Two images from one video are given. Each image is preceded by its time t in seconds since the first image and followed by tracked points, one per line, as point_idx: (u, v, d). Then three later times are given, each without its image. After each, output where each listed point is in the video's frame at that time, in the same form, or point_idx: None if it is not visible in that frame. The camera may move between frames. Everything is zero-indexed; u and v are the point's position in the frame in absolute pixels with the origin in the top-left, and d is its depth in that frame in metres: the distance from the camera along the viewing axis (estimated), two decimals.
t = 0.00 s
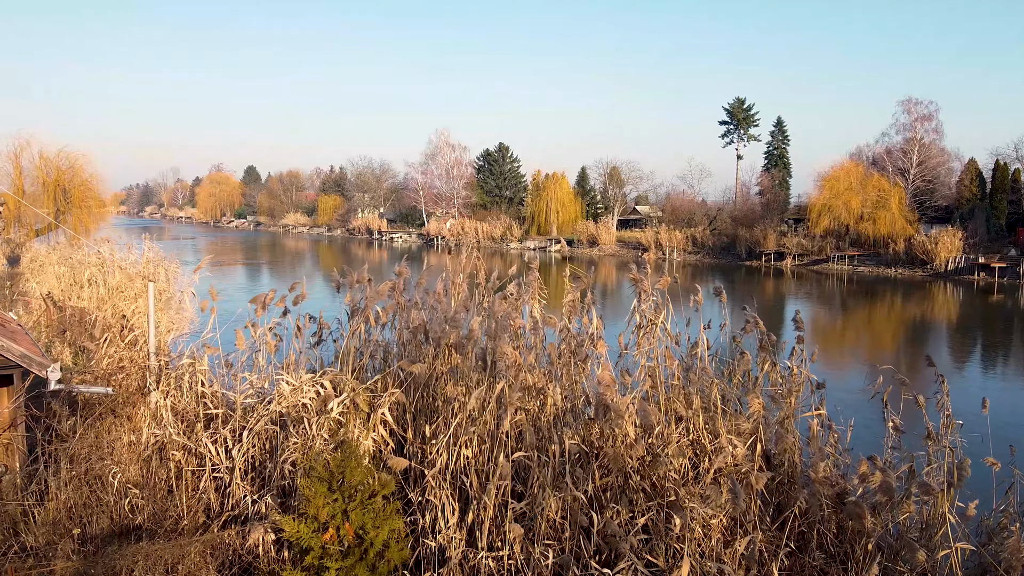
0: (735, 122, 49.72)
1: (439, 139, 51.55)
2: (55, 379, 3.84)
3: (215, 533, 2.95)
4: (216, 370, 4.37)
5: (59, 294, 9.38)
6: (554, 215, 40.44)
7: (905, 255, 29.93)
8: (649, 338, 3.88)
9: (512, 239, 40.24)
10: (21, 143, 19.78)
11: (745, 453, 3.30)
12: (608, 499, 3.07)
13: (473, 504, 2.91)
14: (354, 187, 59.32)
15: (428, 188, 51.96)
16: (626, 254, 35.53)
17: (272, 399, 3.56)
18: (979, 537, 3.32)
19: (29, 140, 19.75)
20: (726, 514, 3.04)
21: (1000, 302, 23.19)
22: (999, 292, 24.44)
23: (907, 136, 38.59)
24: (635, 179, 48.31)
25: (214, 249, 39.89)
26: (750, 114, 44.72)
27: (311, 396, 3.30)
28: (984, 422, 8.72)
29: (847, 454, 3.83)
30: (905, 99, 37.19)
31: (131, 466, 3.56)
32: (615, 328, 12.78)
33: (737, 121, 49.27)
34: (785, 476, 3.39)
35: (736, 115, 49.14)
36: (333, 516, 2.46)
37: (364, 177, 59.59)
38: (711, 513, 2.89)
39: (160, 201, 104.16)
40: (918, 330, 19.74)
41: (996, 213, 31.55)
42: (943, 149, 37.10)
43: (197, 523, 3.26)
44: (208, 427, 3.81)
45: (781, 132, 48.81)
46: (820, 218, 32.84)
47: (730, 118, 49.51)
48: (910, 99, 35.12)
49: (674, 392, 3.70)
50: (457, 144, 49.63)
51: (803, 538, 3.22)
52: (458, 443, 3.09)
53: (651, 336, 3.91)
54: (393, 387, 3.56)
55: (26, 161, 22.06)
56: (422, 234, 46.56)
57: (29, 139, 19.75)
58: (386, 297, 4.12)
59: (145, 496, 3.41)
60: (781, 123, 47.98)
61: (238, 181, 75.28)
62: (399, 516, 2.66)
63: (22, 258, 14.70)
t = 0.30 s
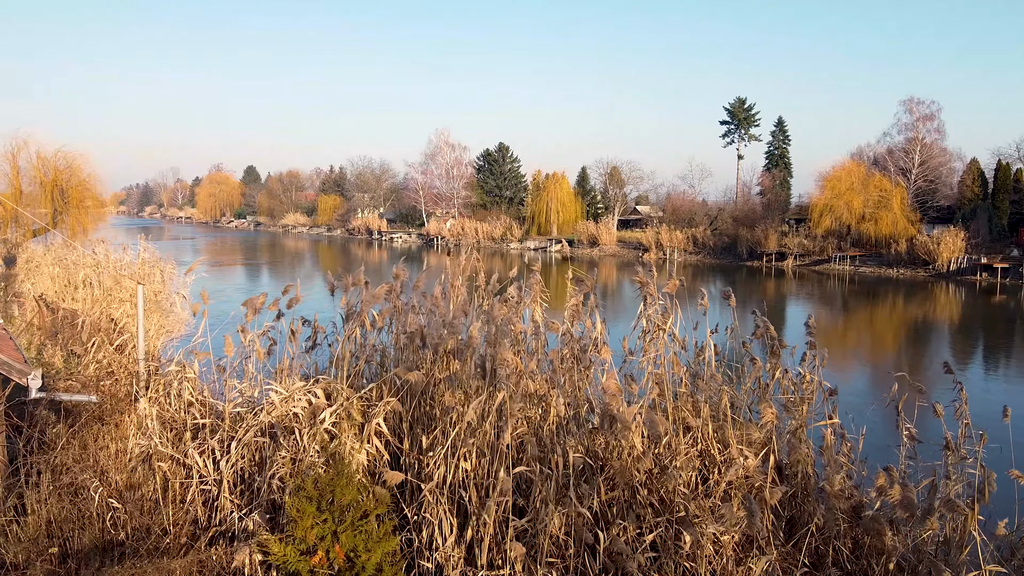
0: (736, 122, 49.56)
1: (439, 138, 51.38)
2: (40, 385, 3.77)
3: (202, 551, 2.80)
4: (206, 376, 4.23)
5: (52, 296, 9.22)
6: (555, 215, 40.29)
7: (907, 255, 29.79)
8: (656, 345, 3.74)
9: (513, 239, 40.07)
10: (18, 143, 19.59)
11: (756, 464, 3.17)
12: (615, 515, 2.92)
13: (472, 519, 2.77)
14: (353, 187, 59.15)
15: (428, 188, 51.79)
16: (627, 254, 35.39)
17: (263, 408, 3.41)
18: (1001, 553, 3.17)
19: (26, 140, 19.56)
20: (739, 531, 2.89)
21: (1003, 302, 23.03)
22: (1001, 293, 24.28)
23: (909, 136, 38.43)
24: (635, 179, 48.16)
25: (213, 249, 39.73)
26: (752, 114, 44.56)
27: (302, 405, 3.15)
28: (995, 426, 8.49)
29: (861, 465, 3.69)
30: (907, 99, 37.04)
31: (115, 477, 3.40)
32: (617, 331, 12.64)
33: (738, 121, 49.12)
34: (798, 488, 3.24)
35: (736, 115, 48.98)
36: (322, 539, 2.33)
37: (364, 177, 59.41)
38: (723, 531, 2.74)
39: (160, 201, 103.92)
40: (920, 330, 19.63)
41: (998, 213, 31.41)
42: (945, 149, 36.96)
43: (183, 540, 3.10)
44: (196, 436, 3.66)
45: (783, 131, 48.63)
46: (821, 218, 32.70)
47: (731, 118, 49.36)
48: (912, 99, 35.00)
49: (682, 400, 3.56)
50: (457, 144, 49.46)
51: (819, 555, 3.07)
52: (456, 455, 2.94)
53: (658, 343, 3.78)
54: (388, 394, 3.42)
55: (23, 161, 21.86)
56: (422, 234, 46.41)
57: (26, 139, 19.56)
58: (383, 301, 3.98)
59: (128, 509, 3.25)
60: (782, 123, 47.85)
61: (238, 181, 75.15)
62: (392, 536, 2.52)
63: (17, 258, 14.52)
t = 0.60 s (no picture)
0: (737, 122, 49.41)
1: (439, 138, 51.22)
2: (17, 391, 3.74)
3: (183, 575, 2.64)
4: (196, 382, 4.08)
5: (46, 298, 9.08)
6: (555, 215, 40.15)
7: (909, 256, 29.64)
8: (663, 351, 3.60)
9: (513, 239, 39.93)
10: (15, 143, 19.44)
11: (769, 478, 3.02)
12: (622, 533, 2.75)
13: (471, 538, 2.60)
14: (353, 187, 59.04)
15: (428, 188, 51.64)
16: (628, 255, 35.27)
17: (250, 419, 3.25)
18: None
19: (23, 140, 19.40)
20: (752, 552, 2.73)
21: (1005, 303, 22.88)
22: (1004, 294, 24.12)
23: (910, 136, 38.26)
24: (636, 180, 48.00)
25: (212, 250, 39.61)
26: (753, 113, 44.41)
27: (292, 415, 3.00)
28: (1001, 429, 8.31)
29: (876, 476, 3.54)
30: (909, 98, 36.88)
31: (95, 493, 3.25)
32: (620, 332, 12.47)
33: (739, 121, 48.95)
34: (813, 502, 3.09)
35: (737, 115, 48.84)
36: (309, 566, 2.20)
37: (364, 177, 59.27)
38: (736, 553, 2.59)
39: (160, 201, 103.79)
40: (921, 330, 19.53)
41: (1000, 214, 31.25)
42: (947, 149, 36.80)
43: (167, 559, 2.94)
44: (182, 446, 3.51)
45: (784, 131, 48.47)
46: (823, 218, 32.53)
47: (732, 118, 49.19)
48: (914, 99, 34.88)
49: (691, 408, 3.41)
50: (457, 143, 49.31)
51: None
52: (454, 469, 2.79)
53: (666, 348, 3.63)
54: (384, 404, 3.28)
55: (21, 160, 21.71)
56: (422, 235, 46.31)
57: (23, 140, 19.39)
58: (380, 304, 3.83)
59: (109, 527, 3.09)
60: (783, 123, 47.71)
61: (238, 181, 75.05)
62: (384, 560, 2.36)
63: (13, 258, 14.39)
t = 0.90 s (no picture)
0: (738, 122, 49.23)
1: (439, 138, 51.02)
2: None
3: None
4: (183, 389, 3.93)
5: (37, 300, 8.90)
6: (555, 215, 39.97)
7: (911, 256, 29.47)
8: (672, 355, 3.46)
9: (513, 239, 39.74)
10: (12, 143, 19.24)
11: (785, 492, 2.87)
12: (631, 555, 2.58)
13: (470, 562, 2.43)
14: (353, 187, 58.84)
15: (428, 188, 51.45)
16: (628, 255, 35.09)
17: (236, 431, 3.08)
18: None
19: (19, 140, 19.19)
20: None
21: (1008, 304, 22.68)
22: (1007, 295, 23.95)
23: (913, 136, 38.05)
24: (636, 180, 47.83)
25: (211, 250, 39.47)
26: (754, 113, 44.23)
27: (280, 427, 2.84)
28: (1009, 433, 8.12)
29: (893, 488, 3.38)
30: (911, 98, 36.70)
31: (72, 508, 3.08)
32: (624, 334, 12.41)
33: (740, 121, 48.78)
34: (832, 519, 2.93)
35: (738, 114, 48.66)
36: None
37: (364, 177, 59.06)
38: None
39: (159, 201, 103.54)
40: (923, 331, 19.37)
41: (1003, 214, 31.06)
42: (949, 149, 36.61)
43: None
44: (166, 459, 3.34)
45: (785, 131, 48.29)
46: (825, 218, 32.32)
47: (733, 118, 49.02)
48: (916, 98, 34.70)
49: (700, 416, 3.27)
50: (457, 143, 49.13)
51: None
52: (452, 486, 2.63)
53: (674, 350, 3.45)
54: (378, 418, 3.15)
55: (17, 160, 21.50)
56: (422, 235, 46.14)
57: (19, 140, 19.19)
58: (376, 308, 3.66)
59: (85, 547, 2.93)
60: (784, 122, 47.52)
61: (237, 181, 74.84)
62: None
63: (8, 259, 14.20)
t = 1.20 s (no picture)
0: (739, 121, 49.06)
1: (439, 138, 50.86)
2: None
3: None
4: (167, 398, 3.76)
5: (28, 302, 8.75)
6: (555, 215, 39.83)
7: (914, 256, 29.29)
8: (679, 362, 3.30)
9: (513, 240, 39.61)
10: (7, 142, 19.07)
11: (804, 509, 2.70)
12: None
13: None
14: (353, 187, 58.73)
15: (428, 188, 51.28)
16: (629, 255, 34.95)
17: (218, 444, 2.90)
18: None
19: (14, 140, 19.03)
20: None
21: (1012, 304, 22.47)
22: (1010, 295, 23.79)
23: (915, 136, 37.86)
24: (637, 180, 47.67)
25: (211, 250, 39.36)
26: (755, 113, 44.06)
27: (265, 443, 2.67)
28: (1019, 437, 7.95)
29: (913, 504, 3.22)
30: (912, 97, 36.54)
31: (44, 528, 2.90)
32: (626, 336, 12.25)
33: (741, 120, 48.61)
34: (852, 538, 2.77)
35: (739, 114, 48.48)
36: None
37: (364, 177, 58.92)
38: None
39: (160, 201, 103.52)
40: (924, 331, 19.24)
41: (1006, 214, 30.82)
42: (951, 149, 36.43)
43: None
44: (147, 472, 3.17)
45: (786, 131, 48.13)
46: (827, 218, 32.15)
47: (733, 117, 48.84)
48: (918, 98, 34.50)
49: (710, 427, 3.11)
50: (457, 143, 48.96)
51: None
52: (448, 506, 2.45)
53: (682, 358, 3.27)
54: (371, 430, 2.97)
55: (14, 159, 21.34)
56: (422, 235, 46.00)
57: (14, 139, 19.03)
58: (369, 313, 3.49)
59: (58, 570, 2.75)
60: (785, 122, 47.33)
61: (237, 181, 74.73)
62: None
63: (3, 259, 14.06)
